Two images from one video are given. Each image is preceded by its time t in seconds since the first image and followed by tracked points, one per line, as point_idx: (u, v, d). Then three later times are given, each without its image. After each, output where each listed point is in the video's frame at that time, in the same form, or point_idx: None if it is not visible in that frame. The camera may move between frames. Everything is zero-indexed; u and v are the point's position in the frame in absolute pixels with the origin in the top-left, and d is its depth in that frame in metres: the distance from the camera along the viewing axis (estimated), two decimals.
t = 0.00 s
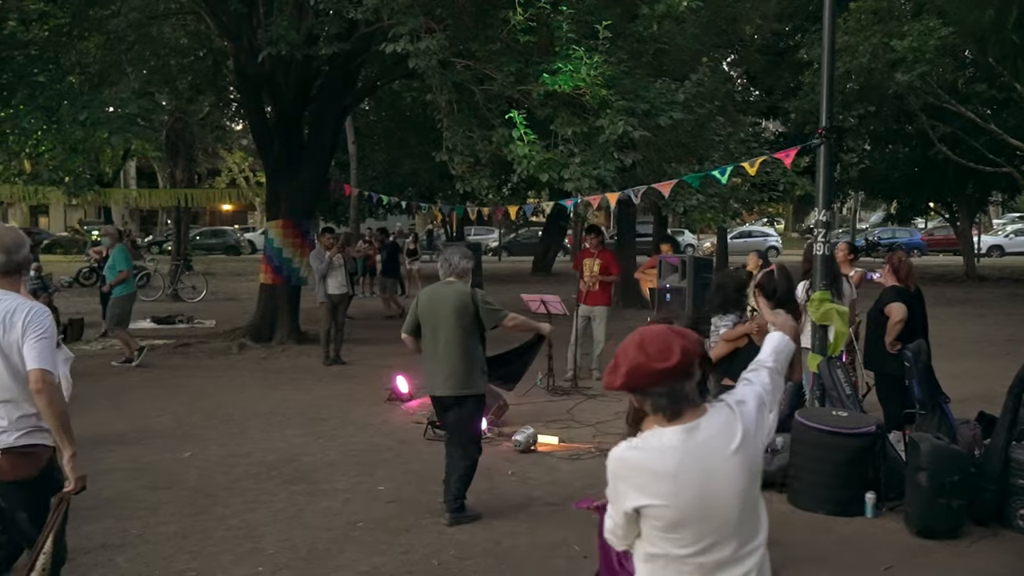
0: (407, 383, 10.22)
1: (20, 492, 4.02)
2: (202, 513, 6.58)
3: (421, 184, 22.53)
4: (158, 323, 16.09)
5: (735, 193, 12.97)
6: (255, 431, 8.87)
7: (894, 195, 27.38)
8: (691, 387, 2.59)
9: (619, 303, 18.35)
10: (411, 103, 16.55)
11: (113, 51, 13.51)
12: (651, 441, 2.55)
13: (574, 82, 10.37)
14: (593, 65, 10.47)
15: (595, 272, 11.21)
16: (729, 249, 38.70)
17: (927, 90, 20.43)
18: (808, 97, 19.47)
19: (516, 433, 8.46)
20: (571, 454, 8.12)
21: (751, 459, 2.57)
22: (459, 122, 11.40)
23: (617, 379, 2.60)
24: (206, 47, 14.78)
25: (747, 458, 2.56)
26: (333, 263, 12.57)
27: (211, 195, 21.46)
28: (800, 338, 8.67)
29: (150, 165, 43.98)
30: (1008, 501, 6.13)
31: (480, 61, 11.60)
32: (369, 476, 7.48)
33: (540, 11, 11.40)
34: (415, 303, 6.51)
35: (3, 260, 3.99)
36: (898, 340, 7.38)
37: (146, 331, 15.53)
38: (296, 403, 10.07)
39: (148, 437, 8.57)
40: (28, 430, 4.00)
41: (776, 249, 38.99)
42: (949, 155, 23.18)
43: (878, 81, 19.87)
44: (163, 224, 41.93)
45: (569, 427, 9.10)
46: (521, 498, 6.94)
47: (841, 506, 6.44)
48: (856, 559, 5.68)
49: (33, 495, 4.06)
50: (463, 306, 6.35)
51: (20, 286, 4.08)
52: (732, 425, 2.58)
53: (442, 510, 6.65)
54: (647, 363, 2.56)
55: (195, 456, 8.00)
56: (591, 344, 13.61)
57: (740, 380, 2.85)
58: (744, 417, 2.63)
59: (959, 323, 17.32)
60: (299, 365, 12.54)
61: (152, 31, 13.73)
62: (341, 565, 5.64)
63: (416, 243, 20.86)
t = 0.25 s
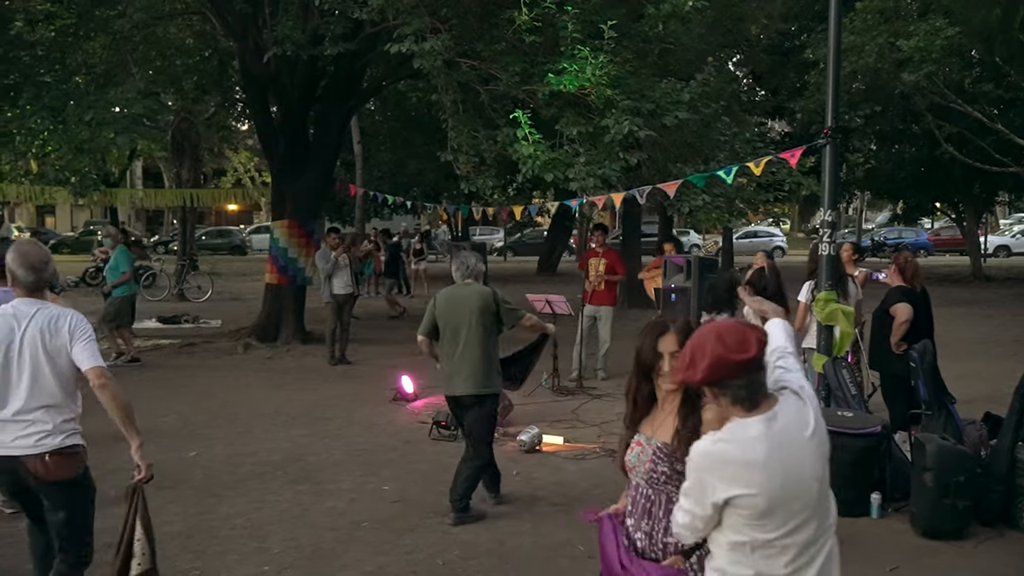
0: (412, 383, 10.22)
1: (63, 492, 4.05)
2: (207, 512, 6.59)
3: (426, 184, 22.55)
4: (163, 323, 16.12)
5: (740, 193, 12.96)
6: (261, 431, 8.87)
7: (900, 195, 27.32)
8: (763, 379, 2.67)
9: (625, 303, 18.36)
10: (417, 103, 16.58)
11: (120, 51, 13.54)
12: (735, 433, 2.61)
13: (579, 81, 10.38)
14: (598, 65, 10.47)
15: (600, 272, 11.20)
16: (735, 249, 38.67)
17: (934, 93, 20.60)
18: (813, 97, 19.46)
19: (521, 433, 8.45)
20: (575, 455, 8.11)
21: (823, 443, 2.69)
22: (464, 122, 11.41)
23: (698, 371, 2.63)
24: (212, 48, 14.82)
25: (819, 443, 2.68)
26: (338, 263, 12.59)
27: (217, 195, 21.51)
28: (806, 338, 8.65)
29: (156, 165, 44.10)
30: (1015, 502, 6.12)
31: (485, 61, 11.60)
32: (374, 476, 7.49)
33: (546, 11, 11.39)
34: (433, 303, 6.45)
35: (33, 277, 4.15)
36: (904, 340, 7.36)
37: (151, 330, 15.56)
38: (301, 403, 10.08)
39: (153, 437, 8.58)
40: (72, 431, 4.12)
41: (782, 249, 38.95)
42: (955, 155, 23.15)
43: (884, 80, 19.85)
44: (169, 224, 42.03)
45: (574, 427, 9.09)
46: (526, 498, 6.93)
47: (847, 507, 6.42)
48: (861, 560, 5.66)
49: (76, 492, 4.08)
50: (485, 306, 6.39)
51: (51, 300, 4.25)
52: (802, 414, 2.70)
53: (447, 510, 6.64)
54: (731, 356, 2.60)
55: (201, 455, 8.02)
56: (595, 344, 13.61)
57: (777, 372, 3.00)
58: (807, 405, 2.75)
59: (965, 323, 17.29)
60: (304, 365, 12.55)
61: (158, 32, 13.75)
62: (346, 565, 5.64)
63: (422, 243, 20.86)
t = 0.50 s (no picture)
0: (416, 383, 10.21)
1: (88, 489, 4.14)
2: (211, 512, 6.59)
3: (431, 183, 22.56)
4: (168, 323, 16.14)
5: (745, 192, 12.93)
6: (265, 431, 8.88)
7: (906, 195, 27.26)
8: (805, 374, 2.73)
9: (629, 303, 18.35)
10: (422, 103, 16.60)
11: (125, 52, 13.55)
12: (786, 427, 2.65)
13: (584, 81, 10.37)
14: (602, 64, 10.46)
15: (606, 272, 11.19)
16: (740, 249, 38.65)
17: (940, 92, 20.63)
18: (818, 96, 19.43)
19: (526, 433, 8.44)
20: (580, 455, 8.09)
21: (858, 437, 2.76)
22: (469, 122, 11.40)
23: (752, 371, 2.67)
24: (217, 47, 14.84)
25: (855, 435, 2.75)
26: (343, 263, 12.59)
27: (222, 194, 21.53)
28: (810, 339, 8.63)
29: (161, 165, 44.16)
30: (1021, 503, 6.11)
31: (490, 61, 11.59)
32: (378, 476, 7.48)
33: (551, 11, 11.39)
34: (445, 304, 6.52)
35: (45, 292, 4.13)
36: (910, 341, 7.34)
37: (156, 330, 15.58)
38: (305, 403, 10.08)
39: (158, 437, 8.58)
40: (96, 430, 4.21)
41: (787, 249, 38.90)
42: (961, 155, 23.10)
43: (889, 80, 19.82)
44: (175, 224, 42.12)
45: (578, 427, 9.08)
46: (530, 498, 6.92)
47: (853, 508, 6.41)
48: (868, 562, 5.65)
49: (99, 488, 4.19)
50: (498, 305, 6.50)
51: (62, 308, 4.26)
52: (840, 408, 2.75)
53: (451, 511, 6.64)
54: (783, 357, 2.65)
55: (205, 455, 8.02)
56: (600, 345, 13.60)
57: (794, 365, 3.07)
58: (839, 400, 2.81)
59: (970, 323, 17.25)
60: (309, 365, 12.56)
61: (163, 32, 13.77)
62: (350, 565, 5.64)
63: (426, 243, 20.87)
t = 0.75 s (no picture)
0: (421, 383, 10.21)
1: (104, 470, 4.32)
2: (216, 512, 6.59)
3: (437, 184, 22.56)
4: (174, 323, 16.16)
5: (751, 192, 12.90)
6: (270, 431, 8.88)
7: (913, 195, 27.19)
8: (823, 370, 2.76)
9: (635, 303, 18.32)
10: (427, 103, 16.59)
11: (130, 52, 13.55)
12: (815, 421, 2.66)
13: (589, 81, 10.36)
14: (608, 64, 10.44)
15: (612, 272, 11.18)
16: (745, 249, 38.59)
17: (947, 92, 20.56)
18: (824, 96, 19.37)
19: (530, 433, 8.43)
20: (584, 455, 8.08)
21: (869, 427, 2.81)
22: (473, 122, 11.39)
23: (780, 367, 2.68)
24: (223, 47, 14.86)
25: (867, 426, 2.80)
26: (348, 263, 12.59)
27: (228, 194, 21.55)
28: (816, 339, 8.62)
29: (167, 165, 44.23)
30: None
31: (495, 60, 11.59)
32: (382, 475, 7.48)
33: (555, 11, 11.38)
34: (457, 302, 6.50)
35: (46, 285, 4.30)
36: (916, 341, 7.31)
37: (162, 330, 15.60)
38: (309, 403, 10.09)
39: (164, 436, 8.59)
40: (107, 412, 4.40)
41: (793, 249, 38.82)
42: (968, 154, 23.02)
43: (896, 79, 19.76)
44: (181, 224, 42.16)
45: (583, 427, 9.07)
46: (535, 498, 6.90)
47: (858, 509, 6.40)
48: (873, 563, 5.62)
49: (108, 473, 4.33)
50: (509, 305, 6.52)
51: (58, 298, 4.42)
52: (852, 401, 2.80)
53: (455, 510, 6.63)
54: (809, 352, 2.69)
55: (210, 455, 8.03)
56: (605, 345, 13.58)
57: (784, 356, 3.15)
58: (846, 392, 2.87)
59: (977, 324, 17.19)
60: (314, 365, 12.57)
61: (169, 32, 13.78)
62: (355, 565, 5.63)
63: (432, 243, 20.86)
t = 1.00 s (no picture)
0: (426, 383, 10.20)
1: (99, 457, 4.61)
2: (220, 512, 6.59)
3: (442, 184, 22.55)
4: (179, 323, 16.17)
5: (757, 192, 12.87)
6: (274, 430, 8.88)
7: (919, 196, 27.14)
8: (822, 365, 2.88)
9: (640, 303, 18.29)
10: (432, 103, 16.58)
11: (135, 52, 13.56)
12: (823, 413, 2.77)
13: (594, 80, 10.34)
14: (613, 64, 10.42)
15: (618, 271, 11.17)
16: (751, 249, 38.53)
17: (953, 91, 20.48)
18: (830, 96, 19.31)
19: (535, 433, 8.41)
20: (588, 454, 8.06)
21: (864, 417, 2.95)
22: (478, 122, 11.38)
23: (788, 367, 2.76)
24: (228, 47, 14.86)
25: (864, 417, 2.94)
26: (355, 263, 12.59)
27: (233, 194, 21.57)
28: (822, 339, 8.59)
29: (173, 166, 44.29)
30: None
31: (500, 60, 11.58)
32: (387, 475, 7.48)
33: (560, 10, 11.38)
34: (473, 299, 6.38)
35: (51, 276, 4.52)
36: (923, 341, 7.27)
37: (167, 330, 15.62)
38: (314, 403, 10.09)
39: (168, 436, 8.59)
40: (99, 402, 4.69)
41: (799, 249, 38.74)
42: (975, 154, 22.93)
43: (902, 79, 19.70)
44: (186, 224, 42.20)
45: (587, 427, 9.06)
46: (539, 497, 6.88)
47: (863, 509, 6.37)
48: (878, 563, 5.61)
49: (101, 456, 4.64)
50: (516, 306, 6.55)
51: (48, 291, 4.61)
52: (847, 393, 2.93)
53: (459, 510, 6.62)
54: (816, 348, 2.79)
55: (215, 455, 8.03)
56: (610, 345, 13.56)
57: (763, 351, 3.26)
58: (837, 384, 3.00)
59: (984, 324, 17.12)
60: (319, 364, 12.57)
61: (174, 32, 13.78)
62: (359, 565, 5.63)
63: (437, 243, 20.87)
